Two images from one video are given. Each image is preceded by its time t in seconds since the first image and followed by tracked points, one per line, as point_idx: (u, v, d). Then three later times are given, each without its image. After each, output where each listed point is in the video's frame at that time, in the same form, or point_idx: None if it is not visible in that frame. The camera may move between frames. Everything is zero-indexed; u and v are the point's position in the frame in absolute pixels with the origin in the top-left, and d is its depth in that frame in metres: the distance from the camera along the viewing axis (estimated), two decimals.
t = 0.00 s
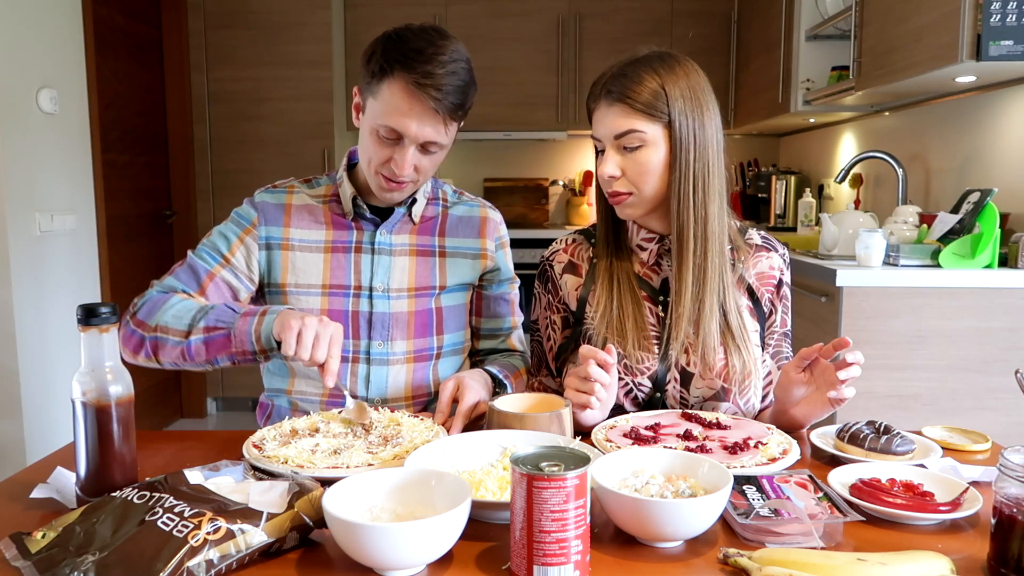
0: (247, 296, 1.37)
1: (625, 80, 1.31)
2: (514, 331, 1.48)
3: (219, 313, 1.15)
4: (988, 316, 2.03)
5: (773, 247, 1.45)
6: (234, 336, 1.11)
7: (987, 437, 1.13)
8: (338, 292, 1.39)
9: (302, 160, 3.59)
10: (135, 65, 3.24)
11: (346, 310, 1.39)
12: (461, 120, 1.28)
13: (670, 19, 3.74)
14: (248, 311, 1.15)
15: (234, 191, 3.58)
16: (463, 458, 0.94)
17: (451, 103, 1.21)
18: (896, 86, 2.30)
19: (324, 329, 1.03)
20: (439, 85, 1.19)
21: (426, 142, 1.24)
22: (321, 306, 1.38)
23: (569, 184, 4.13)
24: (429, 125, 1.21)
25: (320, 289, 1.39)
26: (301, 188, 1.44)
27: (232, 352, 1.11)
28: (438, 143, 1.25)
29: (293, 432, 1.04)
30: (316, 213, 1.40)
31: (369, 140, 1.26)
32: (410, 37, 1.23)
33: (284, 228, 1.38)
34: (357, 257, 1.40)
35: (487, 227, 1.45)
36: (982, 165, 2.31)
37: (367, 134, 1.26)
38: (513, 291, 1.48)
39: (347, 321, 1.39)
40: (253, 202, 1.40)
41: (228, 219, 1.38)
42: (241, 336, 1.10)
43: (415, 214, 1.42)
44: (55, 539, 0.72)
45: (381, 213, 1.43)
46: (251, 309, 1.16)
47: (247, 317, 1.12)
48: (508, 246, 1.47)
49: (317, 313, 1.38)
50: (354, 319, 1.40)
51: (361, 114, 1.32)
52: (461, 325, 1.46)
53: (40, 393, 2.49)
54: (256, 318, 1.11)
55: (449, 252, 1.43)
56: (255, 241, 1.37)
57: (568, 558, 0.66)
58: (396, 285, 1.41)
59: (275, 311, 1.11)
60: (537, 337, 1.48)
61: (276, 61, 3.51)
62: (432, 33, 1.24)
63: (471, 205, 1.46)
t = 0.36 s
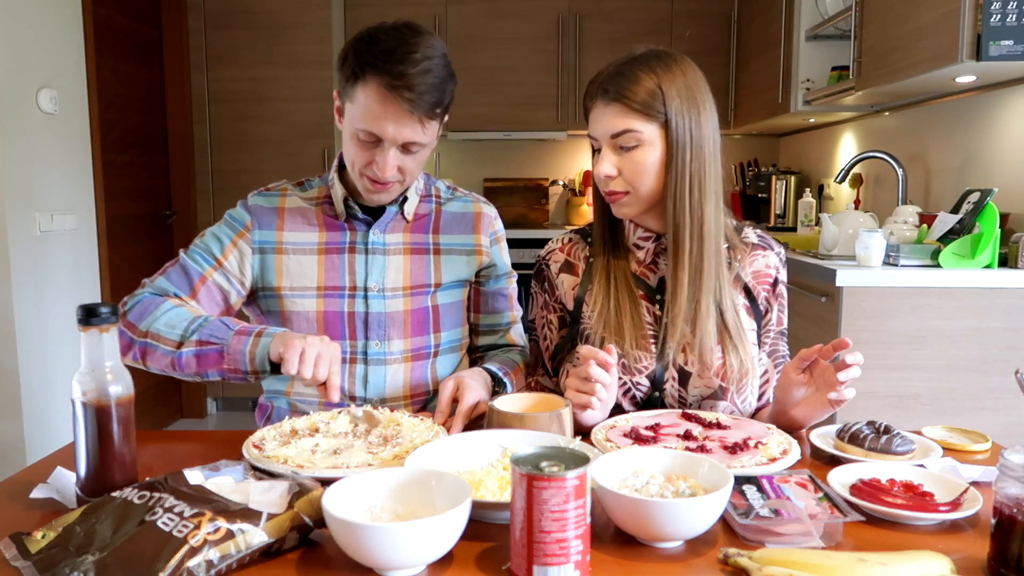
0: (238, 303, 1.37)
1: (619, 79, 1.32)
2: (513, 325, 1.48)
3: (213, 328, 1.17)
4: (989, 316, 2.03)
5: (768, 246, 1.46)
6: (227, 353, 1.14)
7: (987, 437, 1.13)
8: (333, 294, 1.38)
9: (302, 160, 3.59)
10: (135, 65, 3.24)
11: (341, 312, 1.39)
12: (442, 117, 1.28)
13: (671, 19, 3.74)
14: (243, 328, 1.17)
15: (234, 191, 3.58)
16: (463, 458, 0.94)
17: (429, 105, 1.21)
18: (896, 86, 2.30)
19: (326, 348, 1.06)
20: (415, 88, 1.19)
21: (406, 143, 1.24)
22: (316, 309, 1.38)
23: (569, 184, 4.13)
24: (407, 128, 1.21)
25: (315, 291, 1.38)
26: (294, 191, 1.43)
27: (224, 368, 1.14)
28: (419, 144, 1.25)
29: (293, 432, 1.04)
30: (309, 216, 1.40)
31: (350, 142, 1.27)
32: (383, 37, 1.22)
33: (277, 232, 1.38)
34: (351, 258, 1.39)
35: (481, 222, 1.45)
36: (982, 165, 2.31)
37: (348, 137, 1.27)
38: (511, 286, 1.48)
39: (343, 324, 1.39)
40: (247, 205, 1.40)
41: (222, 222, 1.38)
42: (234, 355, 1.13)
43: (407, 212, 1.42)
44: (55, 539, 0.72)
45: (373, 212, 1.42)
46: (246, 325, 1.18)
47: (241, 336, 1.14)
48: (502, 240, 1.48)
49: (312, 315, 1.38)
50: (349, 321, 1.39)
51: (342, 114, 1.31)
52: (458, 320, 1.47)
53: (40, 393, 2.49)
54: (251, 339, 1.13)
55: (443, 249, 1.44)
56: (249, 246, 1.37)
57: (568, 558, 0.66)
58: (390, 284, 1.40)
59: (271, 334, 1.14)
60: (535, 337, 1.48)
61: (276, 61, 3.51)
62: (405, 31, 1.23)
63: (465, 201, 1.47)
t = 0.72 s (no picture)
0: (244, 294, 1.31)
1: (657, 76, 1.34)
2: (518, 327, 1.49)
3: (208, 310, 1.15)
4: (989, 316, 2.03)
5: (773, 246, 1.47)
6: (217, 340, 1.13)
7: (987, 437, 1.13)
8: (371, 306, 1.34)
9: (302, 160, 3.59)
10: (135, 65, 3.24)
11: (374, 325, 1.34)
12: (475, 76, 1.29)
13: (671, 19, 3.74)
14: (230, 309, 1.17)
15: (234, 191, 3.58)
16: (463, 458, 0.94)
17: (465, 48, 1.23)
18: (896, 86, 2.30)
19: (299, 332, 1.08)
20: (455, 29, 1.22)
21: (443, 93, 1.24)
22: (353, 321, 1.32)
23: (569, 184, 4.13)
24: (443, 69, 1.22)
25: (354, 301, 1.32)
26: (324, 179, 1.34)
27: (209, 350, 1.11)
28: (455, 94, 1.25)
29: (291, 432, 1.05)
30: (339, 212, 1.33)
31: (382, 97, 1.26)
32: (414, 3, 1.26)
33: (328, 222, 1.30)
34: (385, 266, 1.35)
35: (494, 221, 1.49)
36: (982, 165, 2.31)
37: (381, 91, 1.26)
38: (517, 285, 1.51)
39: (375, 338, 1.34)
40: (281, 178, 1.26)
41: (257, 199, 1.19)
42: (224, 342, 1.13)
43: (434, 217, 1.40)
44: (55, 539, 0.72)
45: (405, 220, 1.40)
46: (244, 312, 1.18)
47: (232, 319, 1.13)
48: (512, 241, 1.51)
49: (349, 329, 1.32)
50: (380, 336, 1.35)
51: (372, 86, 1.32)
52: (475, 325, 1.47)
53: (40, 393, 2.49)
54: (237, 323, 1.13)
55: (465, 256, 1.43)
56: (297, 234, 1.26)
57: (568, 558, 0.66)
58: (422, 296, 1.37)
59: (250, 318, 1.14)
60: (536, 325, 1.48)
61: (276, 61, 3.51)
62: None
63: (475, 199, 1.48)
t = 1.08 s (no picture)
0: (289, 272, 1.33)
1: (654, 74, 1.34)
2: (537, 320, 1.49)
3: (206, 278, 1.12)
4: (989, 316, 2.03)
5: (768, 240, 1.47)
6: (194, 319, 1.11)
7: (987, 437, 1.13)
8: (367, 286, 1.35)
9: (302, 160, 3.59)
10: (135, 65, 3.24)
11: (374, 306, 1.35)
12: (470, 99, 1.19)
13: (670, 19, 3.74)
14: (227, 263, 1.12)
15: (234, 191, 3.58)
16: (463, 458, 0.94)
17: (452, 88, 1.13)
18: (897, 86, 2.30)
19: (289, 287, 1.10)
20: (442, 75, 1.11)
21: (432, 130, 1.17)
22: (348, 298, 1.34)
23: (569, 184, 4.13)
24: (429, 114, 1.14)
25: (350, 279, 1.34)
26: (334, 161, 1.38)
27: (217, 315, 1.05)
28: (445, 129, 1.17)
29: (291, 432, 1.04)
30: (346, 192, 1.34)
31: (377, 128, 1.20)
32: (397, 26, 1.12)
33: (328, 199, 1.33)
34: (389, 249, 1.35)
35: (520, 209, 1.45)
36: (982, 165, 2.31)
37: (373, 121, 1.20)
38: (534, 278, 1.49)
39: (372, 320, 1.35)
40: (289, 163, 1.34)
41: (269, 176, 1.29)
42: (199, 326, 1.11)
43: (447, 205, 1.37)
44: (55, 539, 0.72)
45: (413, 205, 1.37)
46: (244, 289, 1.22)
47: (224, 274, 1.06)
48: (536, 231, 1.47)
49: (345, 306, 1.34)
50: (380, 317, 1.36)
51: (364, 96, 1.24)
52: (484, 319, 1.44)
53: (40, 393, 2.49)
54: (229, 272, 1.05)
55: (479, 246, 1.40)
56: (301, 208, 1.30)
57: (568, 558, 0.66)
58: (426, 283, 1.36)
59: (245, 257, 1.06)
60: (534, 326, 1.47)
61: (276, 61, 3.51)
62: (429, 4, 1.13)
63: (501, 185, 1.46)
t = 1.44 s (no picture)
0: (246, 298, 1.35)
1: (656, 75, 1.34)
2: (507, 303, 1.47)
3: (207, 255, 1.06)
4: (989, 316, 2.03)
5: (760, 230, 1.46)
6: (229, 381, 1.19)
7: (987, 437, 1.13)
8: (310, 291, 1.37)
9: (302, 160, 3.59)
10: (135, 64, 3.24)
11: (319, 308, 1.37)
12: (392, 98, 1.18)
13: (671, 19, 3.74)
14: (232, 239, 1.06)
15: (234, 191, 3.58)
16: (463, 458, 0.94)
17: (374, 87, 1.12)
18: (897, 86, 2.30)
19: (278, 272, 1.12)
20: (360, 72, 1.10)
21: (357, 130, 1.15)
22: (292, 303, 1.36)
23: (569, 184, 4.13)
24: (355, 112, 1.13)
25: (293, 287, 1.36)
26: (266, 180, 1.36)
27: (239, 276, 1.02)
28: (372, 128, 1.16)
29: (291, 432, 1.05)
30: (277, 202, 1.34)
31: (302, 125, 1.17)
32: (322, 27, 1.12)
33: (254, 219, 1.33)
34: (326, 252, 1.37)
35: (463, 201, 1.46)
36: (982, 165, 2.31)
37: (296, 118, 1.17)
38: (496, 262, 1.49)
39: (321, 322, 1.37)
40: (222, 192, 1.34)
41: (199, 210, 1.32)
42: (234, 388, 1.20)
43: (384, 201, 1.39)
44: (55, 539, 0.72)
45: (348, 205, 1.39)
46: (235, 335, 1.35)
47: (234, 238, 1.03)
48: (485, 218, 1.48)
49: (290, 314, 1.37)
50: (327, 321, 1.37)
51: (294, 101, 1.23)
52: (442, 312, 1.45)
53: (40, 393, 2.49)
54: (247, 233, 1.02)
55: (423, 237, 1.42)
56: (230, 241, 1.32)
57: (568, 558, 0.66)
58: (370, 279, 1.39)
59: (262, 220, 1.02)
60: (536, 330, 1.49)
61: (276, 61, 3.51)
62: (346, 5, 1.13)
63: (442, 179, 1.46)
